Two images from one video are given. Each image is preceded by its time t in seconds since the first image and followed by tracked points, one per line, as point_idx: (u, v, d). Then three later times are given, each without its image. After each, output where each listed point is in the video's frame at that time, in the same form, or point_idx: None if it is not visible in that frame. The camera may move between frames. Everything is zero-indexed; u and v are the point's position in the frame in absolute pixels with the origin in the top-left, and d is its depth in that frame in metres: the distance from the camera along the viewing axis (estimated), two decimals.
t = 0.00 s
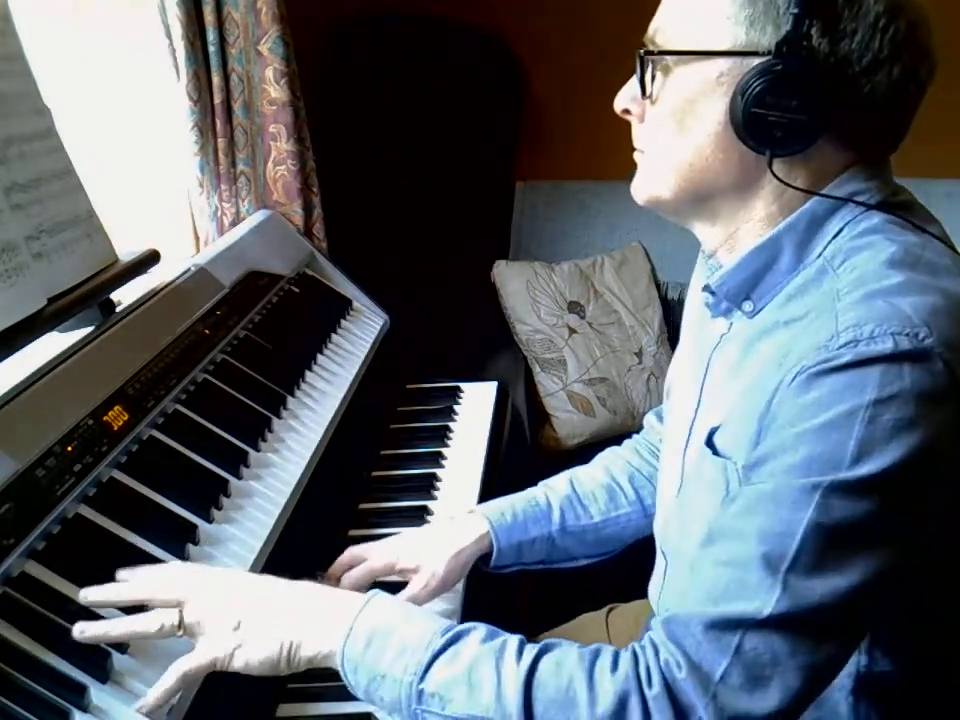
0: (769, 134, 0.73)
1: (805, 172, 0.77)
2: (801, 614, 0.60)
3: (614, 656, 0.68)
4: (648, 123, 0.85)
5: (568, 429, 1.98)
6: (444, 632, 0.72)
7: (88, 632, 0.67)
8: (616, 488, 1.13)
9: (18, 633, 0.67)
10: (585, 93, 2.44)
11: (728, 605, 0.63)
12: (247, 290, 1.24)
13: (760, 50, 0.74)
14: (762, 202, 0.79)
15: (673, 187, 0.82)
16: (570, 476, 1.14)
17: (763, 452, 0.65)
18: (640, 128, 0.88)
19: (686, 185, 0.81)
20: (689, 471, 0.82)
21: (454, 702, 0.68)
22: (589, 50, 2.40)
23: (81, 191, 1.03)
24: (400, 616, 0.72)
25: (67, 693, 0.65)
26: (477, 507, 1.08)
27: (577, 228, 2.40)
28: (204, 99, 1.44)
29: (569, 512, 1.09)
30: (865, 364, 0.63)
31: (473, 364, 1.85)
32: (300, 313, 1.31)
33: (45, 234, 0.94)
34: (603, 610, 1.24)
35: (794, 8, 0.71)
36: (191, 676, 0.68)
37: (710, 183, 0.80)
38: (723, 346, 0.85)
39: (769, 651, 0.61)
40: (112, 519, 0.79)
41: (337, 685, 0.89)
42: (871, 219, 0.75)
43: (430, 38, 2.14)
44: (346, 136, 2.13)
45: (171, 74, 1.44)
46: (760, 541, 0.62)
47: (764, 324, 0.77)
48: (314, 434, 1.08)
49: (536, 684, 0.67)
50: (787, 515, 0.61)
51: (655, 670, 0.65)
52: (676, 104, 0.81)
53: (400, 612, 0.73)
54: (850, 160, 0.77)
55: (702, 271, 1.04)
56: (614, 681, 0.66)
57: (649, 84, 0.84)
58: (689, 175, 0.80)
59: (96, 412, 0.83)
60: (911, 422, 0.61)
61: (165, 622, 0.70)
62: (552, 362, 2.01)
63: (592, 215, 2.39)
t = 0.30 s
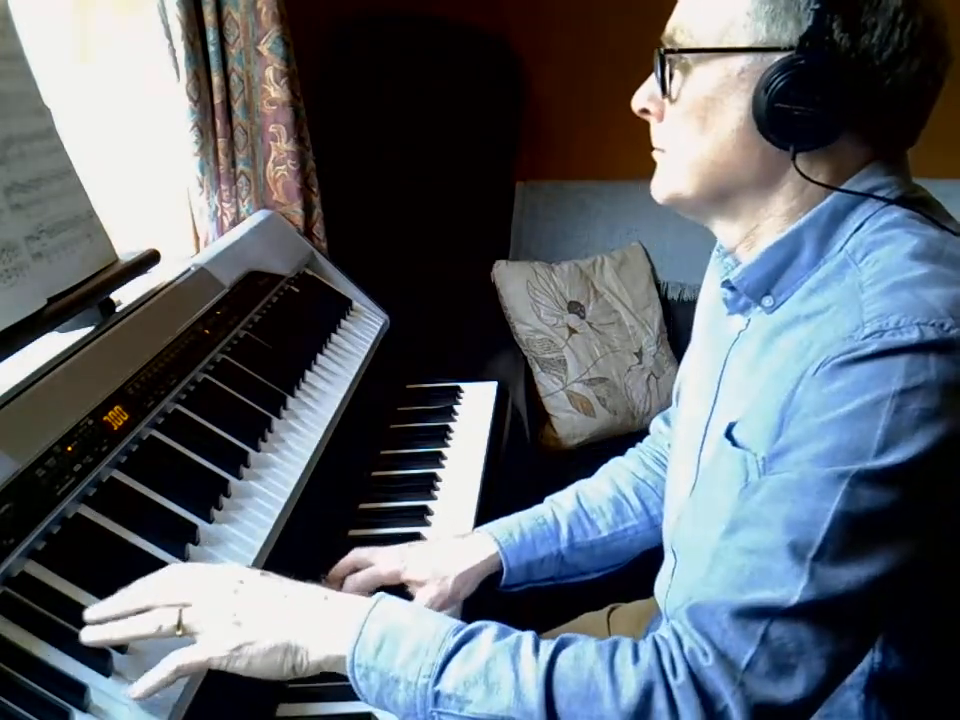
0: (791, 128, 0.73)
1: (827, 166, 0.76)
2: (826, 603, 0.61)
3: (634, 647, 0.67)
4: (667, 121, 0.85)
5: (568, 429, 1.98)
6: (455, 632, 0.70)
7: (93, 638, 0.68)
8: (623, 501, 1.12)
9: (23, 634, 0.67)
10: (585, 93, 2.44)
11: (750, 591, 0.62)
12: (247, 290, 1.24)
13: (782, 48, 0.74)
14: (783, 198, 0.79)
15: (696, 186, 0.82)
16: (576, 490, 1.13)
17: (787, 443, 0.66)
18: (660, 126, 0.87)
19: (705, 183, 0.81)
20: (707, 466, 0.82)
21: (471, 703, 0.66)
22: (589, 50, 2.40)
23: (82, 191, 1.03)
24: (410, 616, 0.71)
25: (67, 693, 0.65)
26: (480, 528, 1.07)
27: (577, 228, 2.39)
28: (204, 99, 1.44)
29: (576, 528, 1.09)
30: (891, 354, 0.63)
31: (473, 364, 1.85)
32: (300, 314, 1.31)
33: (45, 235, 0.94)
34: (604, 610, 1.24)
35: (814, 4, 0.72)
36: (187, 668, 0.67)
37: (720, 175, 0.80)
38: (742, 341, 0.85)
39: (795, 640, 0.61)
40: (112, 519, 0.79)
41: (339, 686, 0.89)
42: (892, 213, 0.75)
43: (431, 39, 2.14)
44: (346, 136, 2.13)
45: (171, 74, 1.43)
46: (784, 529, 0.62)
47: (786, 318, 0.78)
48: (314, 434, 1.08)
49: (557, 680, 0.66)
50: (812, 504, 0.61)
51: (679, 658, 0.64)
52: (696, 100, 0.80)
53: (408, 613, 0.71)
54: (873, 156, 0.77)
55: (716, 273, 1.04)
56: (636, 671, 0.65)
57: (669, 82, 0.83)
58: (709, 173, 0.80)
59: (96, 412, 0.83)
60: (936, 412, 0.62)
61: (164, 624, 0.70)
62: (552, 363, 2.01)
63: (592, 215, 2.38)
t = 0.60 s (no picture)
0: (838, 138, 0.70)
1: (864, 162, 0.74)
2: (849, 585, 0.61)
3: (644, 631, 0.67)
4: (696, 170, 0.79)
5: (568, 429, 1.98)
6: (460, 627, 0.69)
7: (100, 645, 0.68)
8: (625, 503, 1.12)
9: (26, 634, 0.67)
10: (586, 93, 2.44)
11: (772, 571, 0.63)
12: (247, 290, 1.24)
13: (796, 61, 0.70)
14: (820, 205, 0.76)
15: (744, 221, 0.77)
16: (578, 491, 1.13)
17: (816, 428, 0.66)
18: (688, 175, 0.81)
19: (740, 206, 0.77)
20: (731, 456, 0.83)
21: (482, 696, 0.65)
22: (589, 50, 2.40)
23: (81, 191, 1.03)
24: (414, 615, 0.70)
25: (68, 694, 0.65)
26: (479, 532, 1.07)
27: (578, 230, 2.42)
28: (205, 99, 1.44)
29: (578, 529, 1.09)
30: (925, 344, 0.64)
31: (474, 364, 1.85)
32: (299, 314, 1.30)
33: (45, 235, 0.94)
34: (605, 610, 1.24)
35: (816, 11, 0.68)
36: (182, 669, 0.67)
37: (755, 198, 0.76)
38: (768, 335, 0.85)
39: (815, 622, 0.62)
40: (113, 519, 0.79)
41: (340, 686, 0.89)
42: (921, 209, 0.75)
43: (432, 39, 2.14)
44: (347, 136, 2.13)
45: (171, 74, 1.43)
46: (808, 512, 0.63)
47: (815, 311, 0.78)
48: (313, 434, 1.08)
49: (568, 666, 0.66)
50: (839, 489, 0.62)
51: (695, 637, 0.64)
52: (723, 138, 0.74)
53: (413, 612, 0.70)
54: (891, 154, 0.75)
55: (732, 273, 1.05)
56: (649, 654, 0.65)
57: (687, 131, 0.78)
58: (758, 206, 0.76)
59: (96, 412, 0.83)
60: None
61: (162, 625, 0.69)
62: (552, 363, 2.00)
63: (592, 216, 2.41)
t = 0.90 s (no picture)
0: (839, 149, 0.70)
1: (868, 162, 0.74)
2: (854, 581, 0.62)
3: (642, 625, 0.67)
4: (705, 205, 0.78)
5: (568, 429, 1.98)
6: (455, 625, 0.69)
7: (97, 644, 0.68)
8: (626, 494, 1.12)
9: (26, 634, 0.67)
10: (586, 92, 2.44)
11: (776, 565, 0.63)
12: (247, 290, 1.24)
13: (784, 86, 0.69)
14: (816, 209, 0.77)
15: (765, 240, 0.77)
16: (578, 480, 1.13)
17: (825, 425, 0.67)
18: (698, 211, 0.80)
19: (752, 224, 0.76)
20: (739, 454, 0.84)
21: (481, 691, 0.65)
22: (589, 49, 2.40)
23: (81, 191, 1.03)
24: (409, 614, 0.70)
25: (68, 694, 0.65)
26: (479, 519, 1.06)
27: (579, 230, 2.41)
28: (205, 99, 1.44)
29: (578, 518, 1.09)
30: (937, 342, 0.64)
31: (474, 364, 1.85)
32: (299, 315, 1.30)
33: (45, 235, 0.94)
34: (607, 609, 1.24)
35: (794, 33, 0.68)
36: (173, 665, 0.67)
37: (767, 216, 0.75)
38: (778, 335, 0.85)
39: (818, 617, 0.62)
40: (113, 519, 0.79)
41: (338, 686, 0.89)
42: (932, 209, 0.76)
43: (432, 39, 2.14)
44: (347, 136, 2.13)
45: (171, 74, 1.43)
46: (814, 506, 0.63)
47: (825, 311, 0.78)
48: (313, 434, 1.08)
49: (566, 662, 0.66)
50: (847, 485, 0.62)
51: (696, 630, 0.64)
52: (729, 170, 0.74)
53: (408, 611, 0.70)
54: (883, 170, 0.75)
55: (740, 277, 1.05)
56: (648, 647, 0.65)
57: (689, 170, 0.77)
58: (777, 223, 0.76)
59: (96, 412, 0.83)
60: None
61: (154, 623, 0.69)
62: (552, 363, 2.00)
63: (592, 215, 2.40)
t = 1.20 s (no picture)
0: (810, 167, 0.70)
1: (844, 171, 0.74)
2: (845, 597, 0.61)
3: (636, 643, 0.67)
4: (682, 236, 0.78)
5: (568, 429, 1.98)
6: (451, 641, 0.69)
7: (97, 643, 0.68)
8: (629, 497, 1.11)
9: (26, 634, 0.67)
10: (585, 92, 2.44)
11: (767, 583, 0.62)
12: (247, 290, 1.24)
13: (746, 113, 0.68)
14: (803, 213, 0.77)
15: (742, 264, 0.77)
16: (580, 478, 1.13)
17: (814, 440, 0.66)
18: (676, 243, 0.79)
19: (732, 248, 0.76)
20: (731, 465, 0.83)
21: (474, 709, 0.65)
22: (588, 49, 2.40)
23: (81, 191, 1.03)
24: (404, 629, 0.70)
25: (68, 694, 0.65)
26: (482, 510, 1.07)
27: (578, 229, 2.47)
28: (205, 99, 1.44)
29: (582, 517, 1.09)
30: (924, 354, 0.64)
31: (474, 364, 1.85)
32: (299, 314, 1.30)
33: (45, 235, 0.94)
34: (606, 609, 1.24)
35: (751, 59, 0.67)
36: (167, 665, 0.66)
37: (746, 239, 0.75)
38: (768, 346, 0.85)
39: (812, 636, 0.62)
40: (113, 519, 0.79)
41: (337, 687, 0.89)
42: (918, 216, 0.75)
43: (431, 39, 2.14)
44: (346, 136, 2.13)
45: (171, 74, 1.43)
46: (803, 522, 0.62)
47: (811, 323, 0.78)
48: (314, 434, 1.08)
49: (559, 681, 0.66)
50: (836, 501, 0.62)
51: (688, 652, 0.64)
52: (702, 201, 0.73)
53: (403, 627, 0.70)
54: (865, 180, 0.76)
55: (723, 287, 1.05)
56: (642, 668, 0.65)
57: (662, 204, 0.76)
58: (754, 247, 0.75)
59: (96, 412, 0.83)
60: None
61: (152, 624, 0.68)
62: (552, 363, 2.01)
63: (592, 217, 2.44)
